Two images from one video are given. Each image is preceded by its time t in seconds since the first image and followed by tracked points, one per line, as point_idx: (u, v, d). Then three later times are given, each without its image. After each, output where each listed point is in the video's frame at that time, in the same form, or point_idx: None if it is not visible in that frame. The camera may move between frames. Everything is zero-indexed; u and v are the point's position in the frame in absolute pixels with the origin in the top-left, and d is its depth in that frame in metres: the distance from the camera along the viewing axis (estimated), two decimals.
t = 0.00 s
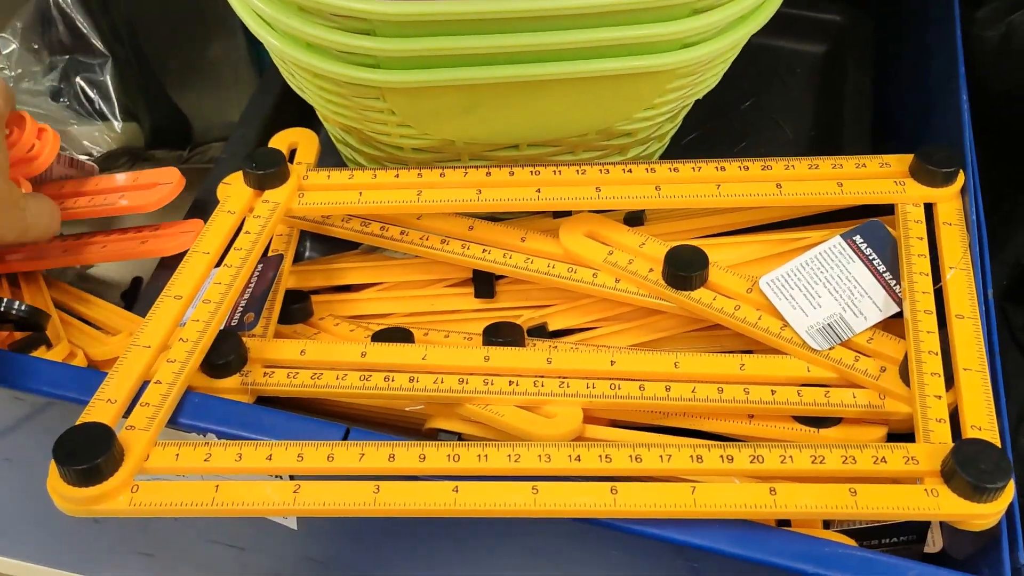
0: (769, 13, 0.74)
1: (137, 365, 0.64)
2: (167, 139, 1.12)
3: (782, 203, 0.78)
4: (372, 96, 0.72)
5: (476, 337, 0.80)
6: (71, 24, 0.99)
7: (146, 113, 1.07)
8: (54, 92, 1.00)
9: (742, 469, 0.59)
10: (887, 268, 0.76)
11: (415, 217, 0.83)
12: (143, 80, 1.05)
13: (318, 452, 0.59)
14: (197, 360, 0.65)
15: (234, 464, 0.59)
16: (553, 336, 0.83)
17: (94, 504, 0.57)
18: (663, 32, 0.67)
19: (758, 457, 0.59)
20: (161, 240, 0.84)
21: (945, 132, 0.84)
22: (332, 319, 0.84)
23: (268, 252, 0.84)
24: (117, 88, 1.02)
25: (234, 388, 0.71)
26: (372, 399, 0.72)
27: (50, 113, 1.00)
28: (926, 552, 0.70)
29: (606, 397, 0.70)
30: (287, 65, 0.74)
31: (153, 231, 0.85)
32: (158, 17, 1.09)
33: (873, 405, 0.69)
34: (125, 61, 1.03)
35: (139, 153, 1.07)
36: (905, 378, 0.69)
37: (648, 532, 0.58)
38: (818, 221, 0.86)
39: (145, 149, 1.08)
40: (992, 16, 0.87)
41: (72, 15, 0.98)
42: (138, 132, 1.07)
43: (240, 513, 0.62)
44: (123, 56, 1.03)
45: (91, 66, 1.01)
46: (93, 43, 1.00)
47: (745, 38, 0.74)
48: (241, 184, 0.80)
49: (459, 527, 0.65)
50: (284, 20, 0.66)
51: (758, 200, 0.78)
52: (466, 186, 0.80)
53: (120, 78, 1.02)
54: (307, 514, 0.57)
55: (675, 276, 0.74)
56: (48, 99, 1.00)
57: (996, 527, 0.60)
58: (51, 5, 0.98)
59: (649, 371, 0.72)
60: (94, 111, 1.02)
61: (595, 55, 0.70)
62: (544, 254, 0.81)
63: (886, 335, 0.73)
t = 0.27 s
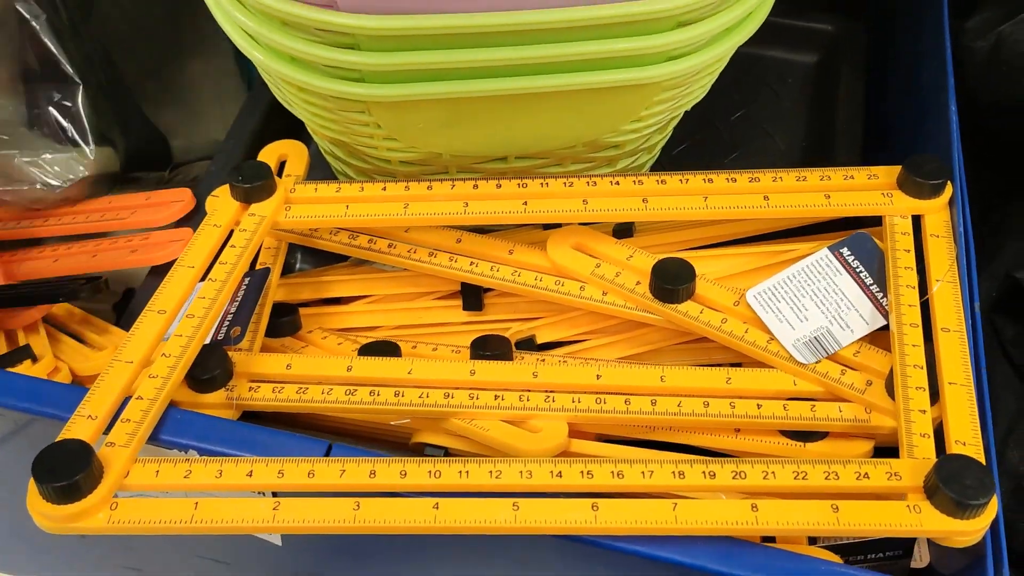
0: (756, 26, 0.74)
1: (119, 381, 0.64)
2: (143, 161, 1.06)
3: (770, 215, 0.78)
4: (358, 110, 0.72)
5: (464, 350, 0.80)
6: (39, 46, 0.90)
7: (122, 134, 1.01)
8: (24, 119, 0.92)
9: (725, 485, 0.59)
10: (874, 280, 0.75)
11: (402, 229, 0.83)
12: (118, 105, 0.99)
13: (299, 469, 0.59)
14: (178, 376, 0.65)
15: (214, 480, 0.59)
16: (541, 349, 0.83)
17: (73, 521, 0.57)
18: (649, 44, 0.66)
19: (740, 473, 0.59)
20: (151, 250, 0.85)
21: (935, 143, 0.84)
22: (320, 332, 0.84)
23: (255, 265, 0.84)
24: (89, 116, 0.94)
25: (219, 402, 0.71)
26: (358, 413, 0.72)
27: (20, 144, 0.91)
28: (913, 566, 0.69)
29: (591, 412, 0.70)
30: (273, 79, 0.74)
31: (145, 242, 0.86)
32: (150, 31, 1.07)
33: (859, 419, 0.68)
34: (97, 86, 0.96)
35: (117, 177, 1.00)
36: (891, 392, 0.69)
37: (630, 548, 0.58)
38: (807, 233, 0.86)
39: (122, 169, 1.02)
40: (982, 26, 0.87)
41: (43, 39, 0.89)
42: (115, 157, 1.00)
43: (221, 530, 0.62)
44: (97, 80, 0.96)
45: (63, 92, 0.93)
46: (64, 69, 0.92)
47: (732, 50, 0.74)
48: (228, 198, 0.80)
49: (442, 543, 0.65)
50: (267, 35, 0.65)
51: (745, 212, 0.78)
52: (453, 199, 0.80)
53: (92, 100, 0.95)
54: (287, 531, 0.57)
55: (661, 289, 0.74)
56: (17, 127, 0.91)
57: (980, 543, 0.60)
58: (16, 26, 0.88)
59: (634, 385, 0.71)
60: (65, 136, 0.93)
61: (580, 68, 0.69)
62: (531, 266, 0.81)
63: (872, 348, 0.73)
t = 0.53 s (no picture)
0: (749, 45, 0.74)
1: (118, 399, 0.65)
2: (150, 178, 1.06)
3: (763, 233, 0.79)
4: (355, 130, 0.73)
5: (460, 366, 0.81)
6: (46, 67, 0.91)
7: (127, 154, 1.00)
8: (33, 137, 0.94)
9: (714, 503, 0.59)
10: (866, 297, 0.76)
11: (399, 246, 0.84)
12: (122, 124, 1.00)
13: (294, 486, 0.60)
14: (176, 394, 0.66)
15: (211, 497, 0.59)
16: (537, 364, 0.84)
17: (71, 537, 0.58)
18: (641, 66, 0.67)
19: (730, 491, 0.60)
20: (155, 269, 0.86)
21: (928, 160, 0.85)
22: (319, 348, 0.85)
23: (255, 282, 0.85)
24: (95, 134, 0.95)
25: (218, 419, 0.72)
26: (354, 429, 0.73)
27: (28, 161, 0.93)
28: None
29: (585, 428, 0.71)
30: (272, 101, 0.75)
31: (148, 260, 0.88)
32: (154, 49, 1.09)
33: (850, 436, 0.69)
34: (102, 105, 0.97)
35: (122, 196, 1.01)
36: (882, 409, 0.70)
37: (619, 565, 0.59)
38: (801, 249, 0.86)
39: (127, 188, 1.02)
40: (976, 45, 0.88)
41: (49, 60, 0.91)
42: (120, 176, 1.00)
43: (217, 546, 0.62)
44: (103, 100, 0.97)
45: (70, 110, 0.94)
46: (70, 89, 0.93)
47: (724, 70, 0.75)
48: (227, 216, 0.81)
49: (436, 559, 0.65)
50: (264, 58, 0.67)
51: (738, 230, 0.78)
52: (450, 217, 0.81)
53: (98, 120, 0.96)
54: (282, 547, 0.58)
55: (655, 307, 0.75)
56: (26, 144, 0.93)
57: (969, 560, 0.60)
58: (24, 47, 0.90)
59: (627, 402, 0.72)
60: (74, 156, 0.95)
61: (573, 90, 0.70)
62: (527, 283, 0.81)
63: (865, 365, 0.74)
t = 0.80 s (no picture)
0: (758, 53, 0.76)
1: (146, 396, 0.68)
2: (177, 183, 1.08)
3: (772, 236, 0.80)
4: (373, 136, 0.76)
5: (475, 366, 0.83)
6: (79, 75, 0.94)
7: (155, 158, 1.03)
8: (66, 143, 0.97)
9: (723, 497, 0.61)
10: (873, 299, 0.77)
11: (415, 249, 0.86)
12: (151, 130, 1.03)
13: (315, 479, 0.62)
14: (201, 390, 0.68)
15: (235, 489, 0.62)
16: (551, 365, 0.86)
17: (102, 527, 0.60)
18: (653, 74, 0.69)
19: (738, 486, 0.61)
20: (179, 270, 0.89)
21: (935, 165, 0.86)
22: (337, 348, 0.87)
23: (275, 283, 0.87)
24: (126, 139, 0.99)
25: (240, 416, 0.75)
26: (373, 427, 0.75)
27: (62, 166, 0.97)
28: None
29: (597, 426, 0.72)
30: (293, 108, 0.77)
31: (172, 262, 0.90)
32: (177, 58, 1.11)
33: (856, 434, 0.70)
34: (133, 111, 1.00)
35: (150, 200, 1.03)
36: (889, 408, 0.71)
37: (630, 558, 0.60)
38: (810, 252, 0.88)
39: (155, 193, 1.04)
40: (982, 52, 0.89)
41: (82, 68, 0.94)
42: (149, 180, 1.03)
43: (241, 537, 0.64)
44: (134, 106, 1.00)
45: (102, 117, 0.97)
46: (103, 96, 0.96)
47: (733, 77, 0.76)
48: (248, 219, 0.83)
49: (451, 552, 0.67)
50: (287, 67, 0.69)
51: (747, 233, 0.80)
52: (465, 221, 0.83)
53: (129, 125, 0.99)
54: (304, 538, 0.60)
55: (666, 308, 0.76)
56: (59, 150, 0.96)
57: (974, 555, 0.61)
58: (58, 56, 0.93)
59: (639, 400, 0.74)
60: (107, 160, 0.98)
61: (585, 96, 0.72)
62: (540, 285, 0.83)
63: (872, 365, 0.75)
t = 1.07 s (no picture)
0: (746, 57, 0.78)
1: (154, 384, 0.71)
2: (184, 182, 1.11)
3: (760, 235, 0.83)
4: (374, 137, 0.78)
5: (472, 360, 0.86)
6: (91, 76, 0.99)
7: (163, 158, 1.07)
8: (79, 144, 1.00)
9: (705, 484, 0.63)
10: (857, 296, 0.80)
11: (415, 247, 0.88)
12: (160, 131, 1.07)
13: (314, 464, 0.65)
14: (207, 379, 0.71)
15: (237, 473, 0.64)
16: (545, 360, 0.88)
17: (111, 508, 0.63)
18: (644, 78, 0.72)
19: (720, 473, 0.64)
20: (187, 266, 0.92)
21: (921, 167, 0.88)
22: (339, 342, 0.90)
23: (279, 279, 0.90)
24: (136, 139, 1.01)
25: (244, 405, 0.77)
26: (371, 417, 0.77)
27: (74, 165, 1.00)
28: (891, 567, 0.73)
29: (588, 417, 0.75)
30: (298, 110, 0.80)
31: (180, 258, 0.93)
32: (186, 61, 1.14)
33: (838, 427, 0.73)
34: (143, 113, 1.03)
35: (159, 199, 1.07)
36: (870, 401, 0.73)
37: (615, 542, 0.63)
38: (798, 251, 0.90)
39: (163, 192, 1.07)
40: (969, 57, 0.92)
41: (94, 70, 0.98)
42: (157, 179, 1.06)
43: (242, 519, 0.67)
44: (144, 107, 1.04)
45: (114, 118, 1.00)
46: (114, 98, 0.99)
47: (722, 80, 0.79)
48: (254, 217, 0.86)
49: (445, 536, 0.70)
50: (291, 70, 0.71)
51: (736, 232, 0.82)
52: (463, 219, 0.86)
53: (138, 126, 1.02)
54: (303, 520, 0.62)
55: (656, 305, 0.79)
56: (72, 150, 1.00)
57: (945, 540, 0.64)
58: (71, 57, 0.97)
59: (628, 393, 0.76)
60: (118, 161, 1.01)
61: (579, 99, 0.75)
62: (536, 282, 0.86)
63: (855, 360, 0.78)
